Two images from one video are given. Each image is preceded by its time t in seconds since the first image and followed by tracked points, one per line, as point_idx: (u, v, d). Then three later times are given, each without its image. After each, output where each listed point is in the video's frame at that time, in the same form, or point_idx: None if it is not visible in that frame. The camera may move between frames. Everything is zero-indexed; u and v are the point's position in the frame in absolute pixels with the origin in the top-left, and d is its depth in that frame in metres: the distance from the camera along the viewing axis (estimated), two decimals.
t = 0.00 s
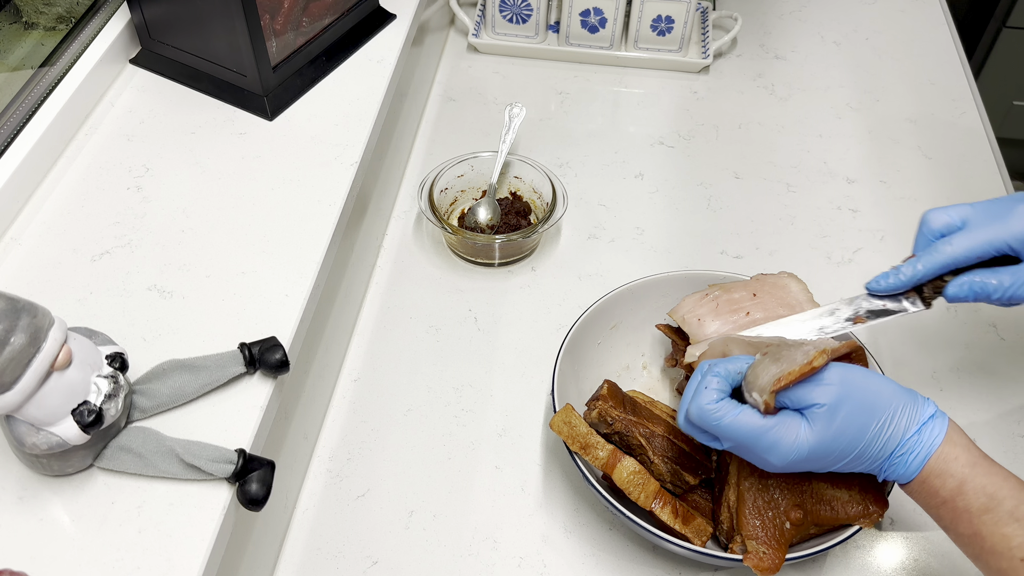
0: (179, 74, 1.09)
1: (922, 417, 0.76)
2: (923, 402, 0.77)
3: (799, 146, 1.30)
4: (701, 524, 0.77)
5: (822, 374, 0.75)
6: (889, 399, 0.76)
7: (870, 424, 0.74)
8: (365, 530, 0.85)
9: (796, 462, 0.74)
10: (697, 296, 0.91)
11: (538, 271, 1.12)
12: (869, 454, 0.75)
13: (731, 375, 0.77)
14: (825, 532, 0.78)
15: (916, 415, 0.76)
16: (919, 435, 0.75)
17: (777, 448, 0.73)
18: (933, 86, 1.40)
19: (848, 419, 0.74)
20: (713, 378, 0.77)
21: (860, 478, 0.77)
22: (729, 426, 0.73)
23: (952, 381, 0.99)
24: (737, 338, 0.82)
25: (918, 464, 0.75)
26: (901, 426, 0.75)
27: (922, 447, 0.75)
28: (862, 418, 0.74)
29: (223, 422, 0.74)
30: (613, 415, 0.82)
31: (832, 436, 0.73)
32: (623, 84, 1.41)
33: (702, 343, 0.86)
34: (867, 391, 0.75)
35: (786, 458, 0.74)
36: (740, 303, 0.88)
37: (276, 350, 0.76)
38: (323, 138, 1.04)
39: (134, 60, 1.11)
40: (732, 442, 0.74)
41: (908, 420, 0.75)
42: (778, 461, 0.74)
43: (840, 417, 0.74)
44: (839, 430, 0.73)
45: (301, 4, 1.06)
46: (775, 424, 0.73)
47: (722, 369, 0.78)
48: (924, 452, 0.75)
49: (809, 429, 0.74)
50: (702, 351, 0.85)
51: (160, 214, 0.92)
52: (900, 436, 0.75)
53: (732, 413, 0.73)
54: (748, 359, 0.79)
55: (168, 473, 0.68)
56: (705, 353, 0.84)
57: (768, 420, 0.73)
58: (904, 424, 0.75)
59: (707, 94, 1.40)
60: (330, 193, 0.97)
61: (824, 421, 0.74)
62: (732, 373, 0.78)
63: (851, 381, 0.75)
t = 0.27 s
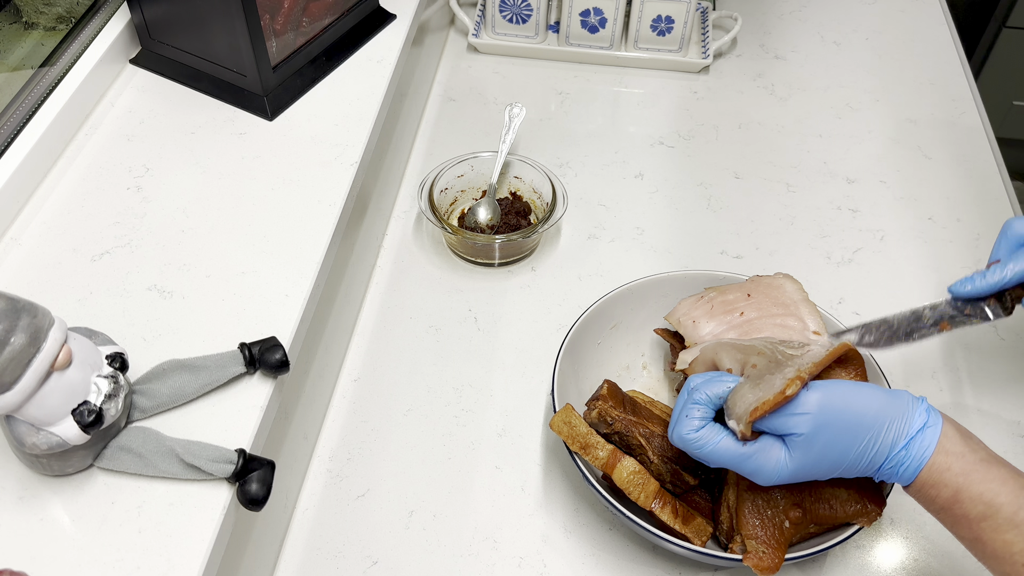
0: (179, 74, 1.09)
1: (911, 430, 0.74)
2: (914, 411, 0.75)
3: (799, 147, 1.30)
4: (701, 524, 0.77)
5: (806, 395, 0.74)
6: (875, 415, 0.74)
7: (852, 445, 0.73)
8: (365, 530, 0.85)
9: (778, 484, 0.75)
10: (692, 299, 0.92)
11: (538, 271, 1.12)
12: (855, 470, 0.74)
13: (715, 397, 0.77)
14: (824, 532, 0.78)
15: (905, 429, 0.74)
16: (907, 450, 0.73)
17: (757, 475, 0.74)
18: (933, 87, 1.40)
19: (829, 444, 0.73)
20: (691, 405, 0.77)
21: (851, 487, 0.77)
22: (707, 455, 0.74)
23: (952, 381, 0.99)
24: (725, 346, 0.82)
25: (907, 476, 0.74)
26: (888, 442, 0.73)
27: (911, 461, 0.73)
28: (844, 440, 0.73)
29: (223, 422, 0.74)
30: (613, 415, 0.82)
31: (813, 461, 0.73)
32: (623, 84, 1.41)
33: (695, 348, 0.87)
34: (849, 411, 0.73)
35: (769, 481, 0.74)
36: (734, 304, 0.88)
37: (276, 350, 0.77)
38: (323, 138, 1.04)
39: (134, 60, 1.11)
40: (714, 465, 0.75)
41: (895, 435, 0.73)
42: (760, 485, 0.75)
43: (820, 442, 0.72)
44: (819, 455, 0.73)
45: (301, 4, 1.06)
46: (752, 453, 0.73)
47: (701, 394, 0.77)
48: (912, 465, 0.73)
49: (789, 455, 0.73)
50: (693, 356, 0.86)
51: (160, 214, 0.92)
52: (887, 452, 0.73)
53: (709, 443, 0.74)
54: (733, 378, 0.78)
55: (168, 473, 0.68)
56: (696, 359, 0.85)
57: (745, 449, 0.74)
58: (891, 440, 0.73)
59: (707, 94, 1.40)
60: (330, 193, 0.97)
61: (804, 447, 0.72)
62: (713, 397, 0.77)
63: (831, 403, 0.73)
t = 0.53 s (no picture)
0: (179, 74, 1.09)
1: (905, 436, 0.74)
2: (908, 416, 0.75)
3: (799, 147, 1.30)
4: (701, 524, 0.77)
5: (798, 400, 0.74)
6: (867, 421, 0.74)
7: (844, 452, 0.73)
8: (365, 530, 0.85)
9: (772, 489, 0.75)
10: (691, 300, 0.92)
11: (538, 271, 1.12)
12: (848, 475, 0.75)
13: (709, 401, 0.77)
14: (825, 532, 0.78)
15: (899, 435, 0.74)
16: (901, 456, 0.74)
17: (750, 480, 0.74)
18: (933, 86, 1.40)
19: (821, 451, 0.73)
20: (685, 410, 0.76)
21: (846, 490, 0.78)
22: (700, 459, 0.75)
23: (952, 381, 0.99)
24: (724, 346, 0.81)
25: (901, 480, 0.74)
26: (882, 448, 0.74)
27: (904, 467, 0.73)
28: (835, 447, 0.73)
29: (223, 422, 0.74)
30: (613, 415, 0.82)
31: (805, 467, 0.73)
32: (623, 84, 1.41)
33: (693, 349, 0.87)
34: (840, 418, 0.74)
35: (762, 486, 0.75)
36: (734, 304, 0.88)
37: (276, 350, 0.77)
38: (323, 138, 1.04)
39: (134, 60, 1.11)
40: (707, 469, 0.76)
41: (888, 441, 0.74)
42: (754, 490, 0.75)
43: (812, 449, 0.73)
44: (811, 462, 0.73)
45: (301, 4, 1.06)
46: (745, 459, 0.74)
47: (694, 399, 0.77)
48: (906, 471, 0.74)
49: (781, 461, 0.74)
50: (692, 358, 0.86)
51: (160, 214, 0.92)
52: (880, 458, 0.74)
53: (702, 447, 0.74)
54: (730, 383, 0.77)
55: (168, 473, 0.68)
56: (695, 360, 0.84)
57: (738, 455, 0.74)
58: (884, 446, 0.74)
59: (707, 94, 1.40)
60: (330, 193, 0.97)
61: (797, 454, 0.73)
62: (707, 402, 0.76)
63: (822, 409, 0.74)
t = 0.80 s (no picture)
0: (179, 74, 1.09)
1: (907, 440, 0.74)
2: (910, 420, 0.75)
3: (799, 147, 1.30)
4: (701, 524, 0.77)
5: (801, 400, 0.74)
6: (868, 424, 0.74)
7: (845, 455, 0.73)
8: (365, 530, 0.85)
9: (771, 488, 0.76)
10: (690, 301, 0.92)
11: (538, 271, 1.12)
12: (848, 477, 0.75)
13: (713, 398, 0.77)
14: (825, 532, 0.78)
15: (900, 439, 0.74)
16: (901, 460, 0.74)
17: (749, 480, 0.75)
18: (933, 86, 1.40)
19: (822, 453, 0.73)
20: (689, 406, 0.77)
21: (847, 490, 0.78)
22: (701, 456, 0.75)
23: (952, 381, 0.99)
24: (730, 345, 0.81)
25: (900, 483, 0.74)
26: (883, 451, 0.74)
27: (904, 471, 0.74)
28: (836, 450, 0.73)
29: (223, 422, 0.74)
30: (612, 415, 0.82)
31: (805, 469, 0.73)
32: (623, 84, 1.41)
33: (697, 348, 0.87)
34: (842, 421, 0.73)
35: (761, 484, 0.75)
36: (734, 305, 0.88)
37: (276, 350, 0.77)
38: (323, 138, 1.04)
39: (134, 60, 1.11)
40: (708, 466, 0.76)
41: (889, 446, 0.74)
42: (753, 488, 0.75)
43: (812, 452, 0.73)
44: (811, 464, 0.73)
45: (301, 4, 1.06)
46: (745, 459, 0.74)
47: (699, 396, 0.77)
48: (906, 475, 0.74)
49: (782, 461, 0.74)
50: (697, 356, 0.86)
51: (160, 215, 0.92)
52: (881, 461, 0.74)
53: (703, 444, 0.75)
54: (737, 382, 0.77)
55: (168, 473, 0.68)
56: (700, 358, 0.84)
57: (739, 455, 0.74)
58: (884, 450, 0.74)
59: (707, 94, 1.40)
60: (330, 193, 0.97)
61: (797, 456, 0.73)
62: (712, 399, 0.77)
63: (824, 411, 0.74)
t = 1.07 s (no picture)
0: (179, 74, 1.09)
1: (896, 457, 0.72)
2: (898, 436, 0.73)
3: (799, 147, 1.30)
4: (701, 524, 0.77)
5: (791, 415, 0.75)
6: (856, 441, 0.73)
7: (831, 474, 0.73)
8: (365, 530, 0.85)
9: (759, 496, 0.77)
10: (694, 299, 0.91)
11: (538, 271, 1.12)
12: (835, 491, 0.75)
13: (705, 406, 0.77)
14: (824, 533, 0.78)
15: (888, 456, 0.73)
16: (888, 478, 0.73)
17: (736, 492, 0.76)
18: (933, 86, 1.40)
19: (806, 472, 0.73)
20: (680, 416, 0.77)
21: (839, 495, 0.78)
22: (690, 465, 0.76)
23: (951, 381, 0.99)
24: (735, 348, 0.81)
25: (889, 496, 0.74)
26: (870, 469, 0.73)
27: (892, 488, 0.73)
28: (821, 468, 0.73)
29: (223, 422, 0.74)
30: (613, 415, 0.82)
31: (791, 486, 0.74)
32: (623, 84, 1.41)
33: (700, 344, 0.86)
34: (828, 440, 0.73)
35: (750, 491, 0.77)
36: (740, 304, 0.87)
37: (276, 350, 0.77)
38: (323, 138, 1.04)
39: (134, 60, 1.11)
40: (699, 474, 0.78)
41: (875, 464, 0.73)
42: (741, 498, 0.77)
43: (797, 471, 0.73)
44: (796, 482, 0.73)
45: (301, 4, 1.06)
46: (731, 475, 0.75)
47: (689, 407, 0.77)
48: (894, 491, 0.73)
49: (767, 478, 0.74)
50: (700, 351, 0.85)
51: (160, 215, 0.92)
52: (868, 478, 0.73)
53: (692, 455, 0.75)
54: (730, 396, 0.77)
55: (168, 473, 0.68)
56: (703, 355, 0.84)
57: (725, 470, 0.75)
58: (871, 468, 0.73)
59: (707, 94, 1.40)
60: (330, 193, 0.97)
61: (781, 474, 0.73)
62: (701, 411, 0.76)
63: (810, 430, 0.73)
